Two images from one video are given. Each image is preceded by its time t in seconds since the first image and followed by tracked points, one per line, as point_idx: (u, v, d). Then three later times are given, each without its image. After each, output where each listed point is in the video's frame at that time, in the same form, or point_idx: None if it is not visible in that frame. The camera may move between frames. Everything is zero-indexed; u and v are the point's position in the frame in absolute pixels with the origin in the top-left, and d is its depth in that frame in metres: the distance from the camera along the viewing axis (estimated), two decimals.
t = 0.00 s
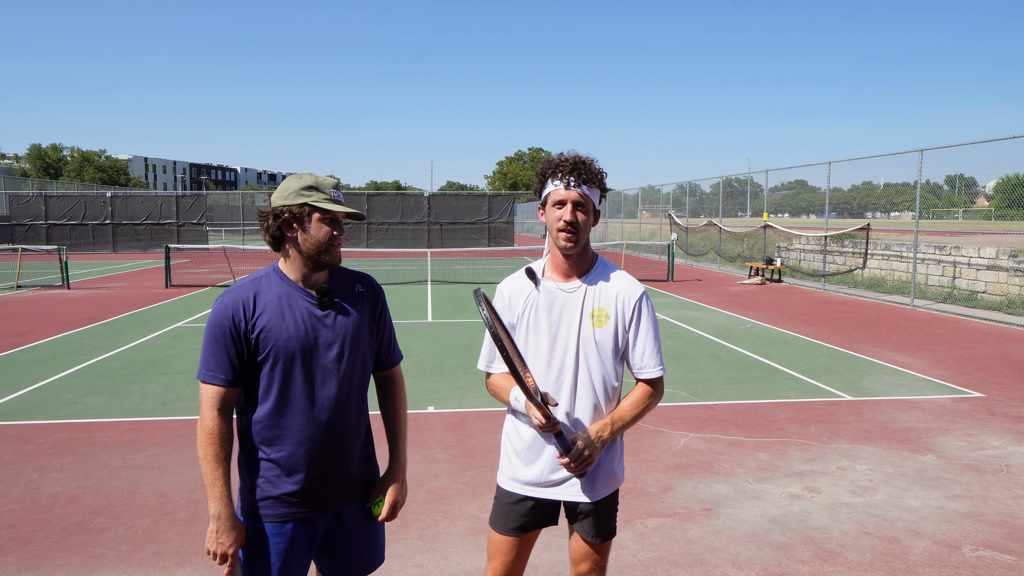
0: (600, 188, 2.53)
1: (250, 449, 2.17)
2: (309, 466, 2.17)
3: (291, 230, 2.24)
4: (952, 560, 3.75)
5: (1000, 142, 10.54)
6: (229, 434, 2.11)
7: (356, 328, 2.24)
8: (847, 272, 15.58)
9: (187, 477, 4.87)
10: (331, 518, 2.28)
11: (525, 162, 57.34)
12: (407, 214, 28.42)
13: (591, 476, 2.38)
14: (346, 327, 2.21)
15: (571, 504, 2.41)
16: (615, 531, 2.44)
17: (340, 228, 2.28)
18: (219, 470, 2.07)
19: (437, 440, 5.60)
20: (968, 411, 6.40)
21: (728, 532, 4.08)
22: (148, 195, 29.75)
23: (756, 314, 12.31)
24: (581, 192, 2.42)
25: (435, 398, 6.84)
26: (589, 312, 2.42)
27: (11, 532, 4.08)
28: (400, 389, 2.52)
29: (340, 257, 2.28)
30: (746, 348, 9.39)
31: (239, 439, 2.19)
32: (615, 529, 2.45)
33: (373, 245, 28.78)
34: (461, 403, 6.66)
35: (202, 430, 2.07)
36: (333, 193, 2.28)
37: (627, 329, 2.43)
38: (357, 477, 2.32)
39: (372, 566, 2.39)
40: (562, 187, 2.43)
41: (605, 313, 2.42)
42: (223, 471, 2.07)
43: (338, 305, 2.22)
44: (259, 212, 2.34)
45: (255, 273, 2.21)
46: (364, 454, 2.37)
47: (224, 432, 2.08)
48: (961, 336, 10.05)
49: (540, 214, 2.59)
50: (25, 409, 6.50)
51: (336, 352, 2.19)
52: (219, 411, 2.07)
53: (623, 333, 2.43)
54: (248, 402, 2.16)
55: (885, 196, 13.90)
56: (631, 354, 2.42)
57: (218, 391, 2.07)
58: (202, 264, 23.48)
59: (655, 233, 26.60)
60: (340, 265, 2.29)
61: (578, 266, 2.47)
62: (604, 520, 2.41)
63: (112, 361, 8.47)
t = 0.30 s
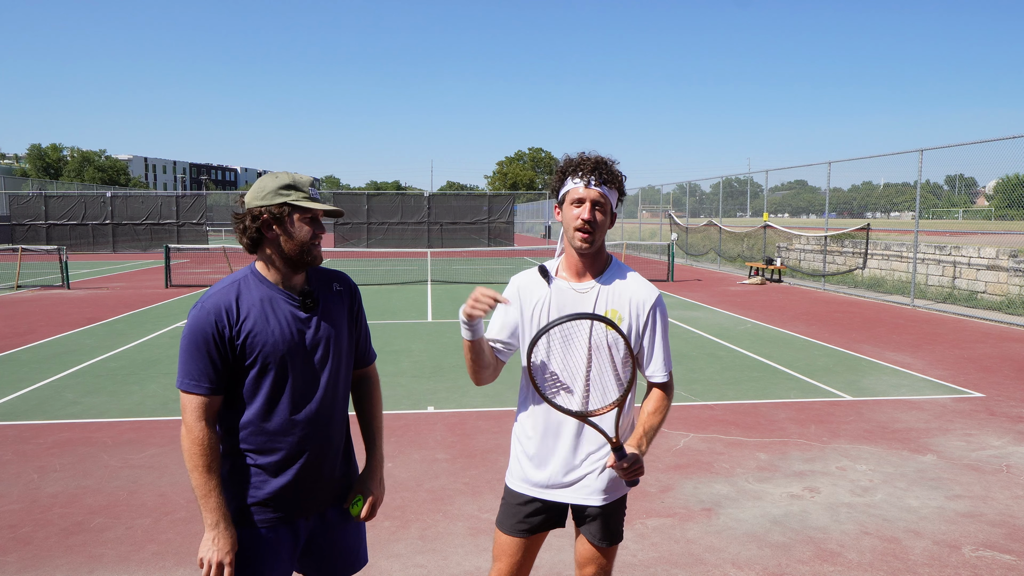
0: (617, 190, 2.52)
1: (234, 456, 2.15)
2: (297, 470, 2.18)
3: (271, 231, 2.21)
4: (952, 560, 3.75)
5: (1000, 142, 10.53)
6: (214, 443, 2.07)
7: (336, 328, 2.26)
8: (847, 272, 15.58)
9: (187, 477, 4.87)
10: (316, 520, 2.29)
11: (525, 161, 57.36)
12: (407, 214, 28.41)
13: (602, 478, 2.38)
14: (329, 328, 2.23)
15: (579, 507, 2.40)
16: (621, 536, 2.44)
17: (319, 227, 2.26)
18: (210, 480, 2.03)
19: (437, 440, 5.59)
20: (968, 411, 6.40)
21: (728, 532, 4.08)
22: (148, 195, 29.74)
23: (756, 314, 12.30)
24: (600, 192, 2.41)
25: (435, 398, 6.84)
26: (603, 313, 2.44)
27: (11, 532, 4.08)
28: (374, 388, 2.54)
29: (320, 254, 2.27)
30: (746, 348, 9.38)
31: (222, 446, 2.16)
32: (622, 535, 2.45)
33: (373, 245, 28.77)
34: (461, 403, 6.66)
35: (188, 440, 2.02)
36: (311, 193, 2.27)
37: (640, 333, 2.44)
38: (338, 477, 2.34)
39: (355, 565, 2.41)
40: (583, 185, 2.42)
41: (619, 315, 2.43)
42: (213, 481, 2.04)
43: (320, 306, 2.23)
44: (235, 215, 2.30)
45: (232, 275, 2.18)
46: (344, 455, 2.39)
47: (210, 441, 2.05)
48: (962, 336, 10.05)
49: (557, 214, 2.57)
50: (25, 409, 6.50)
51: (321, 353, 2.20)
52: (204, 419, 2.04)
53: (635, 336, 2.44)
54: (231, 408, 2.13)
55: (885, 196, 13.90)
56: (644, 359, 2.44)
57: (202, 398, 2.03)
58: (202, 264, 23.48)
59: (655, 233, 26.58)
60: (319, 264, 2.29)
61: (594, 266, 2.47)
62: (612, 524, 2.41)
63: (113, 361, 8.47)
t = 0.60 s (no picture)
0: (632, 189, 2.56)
1: (223, 461, 2.13)
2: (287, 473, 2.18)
3: (256, 237, 2.18)
4: (952, 560, 3.75)
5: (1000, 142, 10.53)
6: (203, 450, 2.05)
7: (321, 330, 2.27)
8: (847, 272, 15.57)
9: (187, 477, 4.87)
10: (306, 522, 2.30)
11: (525, 161, 57.39)
12: (407, 214, 28.40)
13: (605, 478, 2.38)
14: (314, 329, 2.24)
15: (580, 506, 2.41)
16: (621, 536, 2.44)
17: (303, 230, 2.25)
18: (201, 489, 2.02)
19: (437, 440, 5.59)
20: (968, 411, 6.40)
21: (728, 532, 4.08)
22: (149, 195, 29.75)
23: (756, 314, 12.30)
24: (616, 183, 2.45)
25: (435, 398, 6.84)
26: (614, 317, 2.43)
27: (11, 532, 4.08)
28: (360, 387, 2.54)
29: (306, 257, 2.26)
30: (747, 347, 9.38)
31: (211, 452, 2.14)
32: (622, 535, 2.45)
33: (373, 245, 28.76)
34: (461, 403, 6.66)
35: (177, 449, 2.00)
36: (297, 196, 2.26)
37: (651, 338, 2.45)
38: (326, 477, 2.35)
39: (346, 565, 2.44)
40: (600, 177, 2.46)
41: (629, 319, 2.43)
42: (203, 490, 2.03)
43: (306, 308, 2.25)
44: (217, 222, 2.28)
45: (215, 281, 2.15)
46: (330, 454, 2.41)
47: (199, 449, 2.03)
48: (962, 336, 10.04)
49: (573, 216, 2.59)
50: (25, 409, 6.50)
51: (308, 355, 2.21)
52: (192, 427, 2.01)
53: (645, 340, 2.46)
54: (219, 414, 2.12)
55: (885, 196, 13.90)
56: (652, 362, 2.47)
57: (191, 406, 2.01)
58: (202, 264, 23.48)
59: (654, 233, 26.58)
60: (304, 267, 2.29)
61: (609, 264, 2.46)
62: (613, 523, 2.41)
63: (113, 361, 8.47)
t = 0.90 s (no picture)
0: (629, 187, 2.54)
1: (214, 462, 2.14)
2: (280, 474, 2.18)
3: (251, 239, 2.19)
4: (952, 560, 3.75)
5: (1000, 142, 10.53)
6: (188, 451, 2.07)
7: (318, 330, 2.27)
8: (846, 272, 15.57)
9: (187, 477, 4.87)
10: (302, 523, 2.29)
11: (525, 161, 57.41)
12: (407, 214, 28.40)
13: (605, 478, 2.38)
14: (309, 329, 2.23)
15: (582, 508, 2.41)
16: (622, 537, 2.44)
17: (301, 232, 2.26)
18: (183, 489, 2.03)
19: (437, 440, 5.60)
20: (968, 411, 6.40)
21: (728, 532, 4.08)
22: (149, 195, 29.74)
23: (756, 314, 12.30)
24: (612, 187, 2.43)
25: (435, 398, 6.84)
26: (617, 315, 2.42)
27: (11, 532, 4.08)
28: (358, 386, 2.54)
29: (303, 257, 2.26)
30: (746, 348, 9.39)
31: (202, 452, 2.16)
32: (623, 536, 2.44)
33: (373, 245, 28.76)
34: (461, 403, 6.66)
35: (162, 448, 2.02)
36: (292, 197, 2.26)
37: (651, 337, 2.45)
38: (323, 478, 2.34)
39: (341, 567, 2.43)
40: (594, 182, 2.45)
41: (633, 317, 2.42)
42: (185, 489, 2.04)
43: (302, 308, 2.24)
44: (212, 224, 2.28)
45: (212, 279, 2.16)
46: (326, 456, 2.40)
47: (183, 450, 2.04)
48: (962, 336, 10.04)
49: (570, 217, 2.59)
50: (25, 409, 6.50)
51: (303, 356, 2.20)
52: (176, 428, 2.03)
53: (646, 340, 2.45)
54: (208, 414, 2.12)
55: (885, 196, 13.90)
56: (653, 363, 2.47)
57: (177, 407, 2.02)
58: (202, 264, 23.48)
59: (655, 233, 26.58)
60: (300, 267, 2.29)
61: (609, 267, 2.46)
62: (615, 524, 2.41)
63: (113, 361, 8.47)
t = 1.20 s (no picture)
0: (619, 184, 2.54)
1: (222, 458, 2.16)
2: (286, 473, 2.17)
3: (259, 235, 2.19)
4: (952, 560, 3.75)
5: (1000, 142, 10.53)
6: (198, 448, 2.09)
7: (327, 328, 2.26)
8: (847, 272, 15.57)
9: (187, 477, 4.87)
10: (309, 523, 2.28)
11: (525, 161, 57.43)
12: (407, 214, 28.40)
13: (604, 475, 2.38)
14: (316, 329, 2.22)
15: (582, 507, 2.41)
16: (622, 532, 2.44)
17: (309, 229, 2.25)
18: (193, 483, 2.06)
19: (437, 440, 5.59)
20: (968, 411, 6.40)
21: (728, 532, 4.08)
22: (149, 195, 29.75)
23: (756, 314, 12.30)
24: (600, 186, 2.44)
25: (435, 398, 6.84)
26: (611, 314, 2.42)
27: (11, 532, 4.08)
28: (367, 387, 2.55)
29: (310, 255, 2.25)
30: (747, 348, 9.38)
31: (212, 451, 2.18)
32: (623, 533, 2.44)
33: (373, 245, 28.75)
34: (461, 403, 6.65)
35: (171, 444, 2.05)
36: (298, 194, 2.26)
37: (647, 334, 2.44)
38: (331, 478, 2.33)
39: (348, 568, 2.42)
40: (583, 181, 2.45)
41: (627, 315, 2.42)
42: (195, 483, 2.07)
43: (309, 308, 2.23)
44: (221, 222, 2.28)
45: (220, 278, 2.17)
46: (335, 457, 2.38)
47: (193, 446, 2.07)
48: (962, 336, 10.04)
49: (563, 217, 2.60)
50: (25, 409, 6.50)
51: (310, 356, 2.19)
52: (185, 425, 2.05)
53: (642, 337, 2.44)
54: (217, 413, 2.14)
55: (885, 196, 13.90)
56: (650, 359, 2.45)
57: (185, 405, 2.04)
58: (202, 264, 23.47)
59: (655, 233, 26.57)
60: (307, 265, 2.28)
61: (601, 265, 2.46)
62: (615, 521, 2.41)
63: (113, 361, 8.47)
